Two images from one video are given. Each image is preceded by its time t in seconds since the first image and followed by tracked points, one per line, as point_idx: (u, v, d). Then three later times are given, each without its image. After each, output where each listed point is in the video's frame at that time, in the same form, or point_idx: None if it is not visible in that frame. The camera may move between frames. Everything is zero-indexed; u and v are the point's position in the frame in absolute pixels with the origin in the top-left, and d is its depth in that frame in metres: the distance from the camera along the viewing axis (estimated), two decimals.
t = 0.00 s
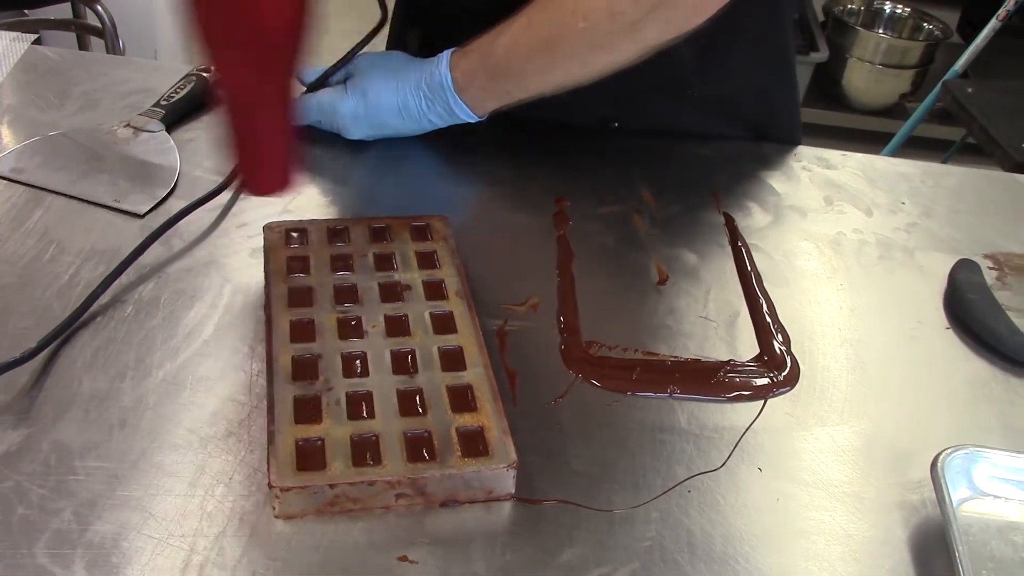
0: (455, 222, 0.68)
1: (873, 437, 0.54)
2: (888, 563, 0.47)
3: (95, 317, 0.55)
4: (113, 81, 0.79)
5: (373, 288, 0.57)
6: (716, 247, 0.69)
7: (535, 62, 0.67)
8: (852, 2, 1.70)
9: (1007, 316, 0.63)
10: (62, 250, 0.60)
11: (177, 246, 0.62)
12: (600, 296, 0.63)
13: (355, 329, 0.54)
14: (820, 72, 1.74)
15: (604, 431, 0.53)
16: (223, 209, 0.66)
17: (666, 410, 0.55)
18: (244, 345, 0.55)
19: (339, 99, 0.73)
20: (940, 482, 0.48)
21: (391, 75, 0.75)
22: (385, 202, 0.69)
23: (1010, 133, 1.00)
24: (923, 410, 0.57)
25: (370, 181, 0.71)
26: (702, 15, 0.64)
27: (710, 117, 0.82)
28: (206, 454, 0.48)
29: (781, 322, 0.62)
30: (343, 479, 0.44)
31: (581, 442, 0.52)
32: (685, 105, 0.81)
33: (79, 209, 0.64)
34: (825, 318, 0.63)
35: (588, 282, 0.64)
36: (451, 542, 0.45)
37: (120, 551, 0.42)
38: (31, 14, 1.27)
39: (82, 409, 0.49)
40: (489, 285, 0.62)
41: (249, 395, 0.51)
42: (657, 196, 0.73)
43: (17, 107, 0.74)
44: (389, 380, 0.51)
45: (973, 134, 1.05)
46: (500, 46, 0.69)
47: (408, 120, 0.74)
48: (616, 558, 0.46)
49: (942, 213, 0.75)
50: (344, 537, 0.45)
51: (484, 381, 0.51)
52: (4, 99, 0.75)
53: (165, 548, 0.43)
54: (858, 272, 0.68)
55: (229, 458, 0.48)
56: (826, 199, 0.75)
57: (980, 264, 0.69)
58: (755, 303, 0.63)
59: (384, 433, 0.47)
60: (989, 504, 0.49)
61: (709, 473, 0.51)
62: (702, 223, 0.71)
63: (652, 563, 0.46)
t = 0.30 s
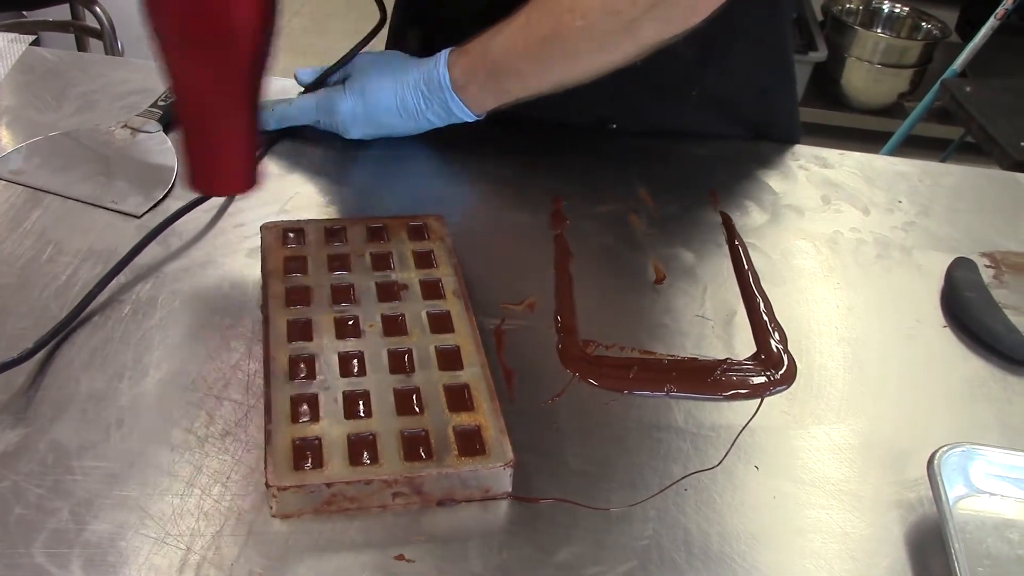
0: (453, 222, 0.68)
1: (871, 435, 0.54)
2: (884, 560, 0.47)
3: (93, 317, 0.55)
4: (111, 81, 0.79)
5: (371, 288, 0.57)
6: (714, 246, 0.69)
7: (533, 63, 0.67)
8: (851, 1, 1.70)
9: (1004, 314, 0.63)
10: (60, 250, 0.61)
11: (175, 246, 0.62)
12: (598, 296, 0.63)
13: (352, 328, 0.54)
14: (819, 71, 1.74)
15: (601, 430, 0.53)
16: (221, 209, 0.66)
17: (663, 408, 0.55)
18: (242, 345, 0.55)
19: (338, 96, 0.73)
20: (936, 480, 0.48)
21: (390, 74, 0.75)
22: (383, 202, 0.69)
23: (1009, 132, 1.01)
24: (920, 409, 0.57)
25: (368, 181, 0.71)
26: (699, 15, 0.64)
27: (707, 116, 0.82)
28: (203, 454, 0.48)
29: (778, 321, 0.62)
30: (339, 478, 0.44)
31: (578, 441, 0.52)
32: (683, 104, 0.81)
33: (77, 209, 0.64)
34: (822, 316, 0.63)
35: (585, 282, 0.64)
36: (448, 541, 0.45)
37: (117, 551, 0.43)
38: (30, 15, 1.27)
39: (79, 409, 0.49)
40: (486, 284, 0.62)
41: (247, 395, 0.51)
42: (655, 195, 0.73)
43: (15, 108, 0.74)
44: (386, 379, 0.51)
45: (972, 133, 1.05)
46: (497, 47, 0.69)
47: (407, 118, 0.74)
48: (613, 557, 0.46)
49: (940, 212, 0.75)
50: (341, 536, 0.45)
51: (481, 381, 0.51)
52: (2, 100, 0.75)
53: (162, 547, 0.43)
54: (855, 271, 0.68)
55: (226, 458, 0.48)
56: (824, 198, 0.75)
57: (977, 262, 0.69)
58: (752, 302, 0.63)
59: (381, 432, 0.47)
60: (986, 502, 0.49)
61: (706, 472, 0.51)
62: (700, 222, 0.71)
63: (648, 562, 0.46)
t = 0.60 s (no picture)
0: (451, 221, 0.68)
1: (867, 434, 0.55)
2: (880, 558, 0.47)
3: (91, 315, 0.55)
4: (110, 81, 0.79)
5: (369, 287, 0.57)
6: (712, 245, 0.69)
7: (534, 64, 0.68)
8: (851, 2, 1.70)
9: (1002, 314, 0.63)
10: (58, 249, 0.61)
11: (173, 245, 0.62)
12: (595, 295, 0.63)
13: (349, 327, 0.54)
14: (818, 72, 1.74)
15: (599, 428, 0.53)
16: (219, 208, 0.66)
17: (660, 407, 0.55)
18: (240, 343, 0.55)
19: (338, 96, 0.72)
20: (932, 479, 0.48)
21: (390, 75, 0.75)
22: (382, 201, 0.69)
23: (1008, 132, 1.01)
24: (917, 408, 0.57)
25: (367, 180, 0.71)
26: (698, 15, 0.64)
27: (706, 116, 0.82)
28: (201, 452, 0.48)
29: (776, 321, 0.62)
30: (337, 475, 0.45)
31: (575, 440, 0.52)
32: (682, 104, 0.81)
33: (75, 208, 0.64)
34: (820, 316, 0.63)
35: (583, 281, 0.64)
36: (446, 539, 0.46)
37: (115, 548, 0.43)
38: (31, 15, 1.27)
39: (77, 407, 0.49)
40: (484, 283, 0.63)
41: (245, 394, 0.51)
42: (653, 194, 0.74)
43: (13, 108, 0.74)
44: (384, 378, 0.51)
45: (971, 133, 1.06)
46: (496, 48, 0.70)
47: (408, 117, 0.74)
48: (610, 555, 0.46)
49: (938, 212, 0.75)
50: (338, 534, 0.45)
51: (479, 379, 0.51)
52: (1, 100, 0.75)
53: (160, 545, 0.43)
54: (853, 271, 0.68)
55: (224, 457, 0.48)
56: (822, 198, 0.75)
57: (975, 262, 0.69)
58: (750, 302, 0.63)
59: (379, 430, 0.47)
60: (983, 501, 0.49)
61: (703, 470, 0.51)
62: (698, 221, 0.71)
63: (645, 559, 0.46)
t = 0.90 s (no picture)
0: (451, 222, 0.68)
1: (866, 435, 0.55)
2: (879, 559, 0.47)
3: (93, 316, 0.56)
4: (112, 82, 0.80)
5: (369, 288, 0.58)
6: (711, 247, 0.69)
7: (535, 67, 0.68)
8: (853, 3, 1.70)
9: (1001, 315, 0.63)
10: (60, 250, 0.61)
11: (174, 246, 0.62)
12: (595, 296, 0.63)
13: (350, 327, 0.54)
14: (820, 72, 1.74)
15: (597, 429, 0.53)
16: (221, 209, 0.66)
17: (660, 408, 0.55)
18: (240, 344, 0.55)
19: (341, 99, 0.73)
20: (930, 479, 0.48)
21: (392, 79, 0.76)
22: (383, 203, 0.69)
23: (1009, 133, 1.01)
24: (916, 409, 0.57)
25: (368, 181, 0.71)
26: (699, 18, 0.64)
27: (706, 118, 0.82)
28: (202, 452, 0.48)
29: (775, 321, 0.62)
30: (337, 476, 0.45)
31: (574, 440, 0.52)
32: (682, 106, 0.81)
33: (77, 209, 0.64)
34: (820, 317, 0.63)
35: (583, 282, 0.64)
36: (445, 539, 0.46)
37: (115, 548, 0.43)
38: (33, 16, 1.28)
39: (78, 407, 0.50)
40: (484, 284, 0.63)
41: (245, 394, 0.52)
42: (653, 196, 0.74)
43: (16, 109, 0.75)
44: (384, 378, 0.51)
45: (972, 134, 1.06)
46: (501, 51, 0.70)
47: (409, 121, 0.75)
48: (608, 556, 0.46)
49: (937, 213, 0.75)
50: (338, 534, 0.45)
51: (479, 380, 0.51)
52: (4, 101, 0.75)
53: (161, 545, 0.43)
54: (853, 272, 0.68)
55: (224, 456, 0.48)
56: (822, 199, 0.75)
57: (974, 263, 0.70)
58: (750, 302, 0.64)
59: (379, 431, 0.48)
60: (981, 502, 0.49)
61: (702, 471, 0.51)
62: (698, 223, 0.71)
63: (644, 560, 0.46)
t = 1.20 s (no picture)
0: (455, 226, 0.68)
1: (869, 441, 0.54)
2: (882, 566, 0.47)
3: (97, 320, 0.56)
4: (118, 86, 0.80)
5: (373, 292, 0.58)
6: (715, 251, 0.69)
7: (539, 73, 0.69)
8: (859, 6, 1.70)
9: (1005, 321, 0.63)
10: (65, 253, 0.61)
11: (179, 250, 0.63)
12: (599, 301, 0.63)
13: (353, 332, 0.54)
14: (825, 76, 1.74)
15: (600, 434, 0.53)
16: (225, 213, 0.67)
17: (662, 413, 0.55)
18: (244, 348, 0.55)
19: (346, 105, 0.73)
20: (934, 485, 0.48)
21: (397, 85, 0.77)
22: (387, 207, 0.69)
23: (1014, 137, 1.01)
24: (920, 415, 0.57)
25: (372, 185, 0.72)
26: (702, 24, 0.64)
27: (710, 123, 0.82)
28: (206, 456, 0.48)
29: (778, 327, 0.62)
30: (340, 480, 0.45)
31: (577, 445, 0.52)
32: (685, 112, 0.81)
33: (82, 212, 0.65)
34: (824, 323, 0.63)
35: (586, 287, 0.64)
36: (448, 543, 0.46)
37: (119, 552, 0.43)
38: (39, 18, 1.28)
39: (83, 411, 0.50)
40: (488, 289, 0.63)
41: (249, 398, 0.52)
42: (657, 200, 0.74)
43: (21, 112, 0.75)
44: (387, 383, 0.51)
45: (976, 138, 1.05)
46: (503, 60, 0.71)
47: (414, 127, 0.75)
48: (610, 561, 0.46)
49: (942, 218, 0.75)
50: (341, 539, 0.45)
51: (482, 385, 0.51)
52: (10, 105, 0.76)
53: (164, 549, 0.43)
54: (857, 278, 0.68)
55: (227, 461, 0.48)
56: (826, 204, 0.75)
57: (978, 269, 0.69)
58: (753, 307, 0.64)
59: (382, 435, 0.48)
60: (984, 508, 0.49)
61: (705, 477, 0.51)
62: (701, 228, 0.71)
63: (646, 565, 0.46)
